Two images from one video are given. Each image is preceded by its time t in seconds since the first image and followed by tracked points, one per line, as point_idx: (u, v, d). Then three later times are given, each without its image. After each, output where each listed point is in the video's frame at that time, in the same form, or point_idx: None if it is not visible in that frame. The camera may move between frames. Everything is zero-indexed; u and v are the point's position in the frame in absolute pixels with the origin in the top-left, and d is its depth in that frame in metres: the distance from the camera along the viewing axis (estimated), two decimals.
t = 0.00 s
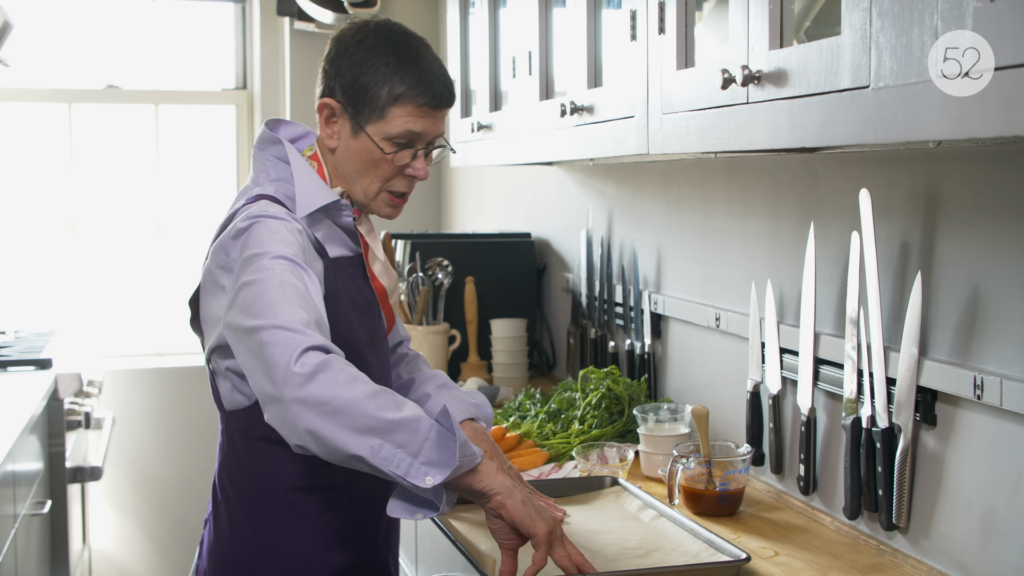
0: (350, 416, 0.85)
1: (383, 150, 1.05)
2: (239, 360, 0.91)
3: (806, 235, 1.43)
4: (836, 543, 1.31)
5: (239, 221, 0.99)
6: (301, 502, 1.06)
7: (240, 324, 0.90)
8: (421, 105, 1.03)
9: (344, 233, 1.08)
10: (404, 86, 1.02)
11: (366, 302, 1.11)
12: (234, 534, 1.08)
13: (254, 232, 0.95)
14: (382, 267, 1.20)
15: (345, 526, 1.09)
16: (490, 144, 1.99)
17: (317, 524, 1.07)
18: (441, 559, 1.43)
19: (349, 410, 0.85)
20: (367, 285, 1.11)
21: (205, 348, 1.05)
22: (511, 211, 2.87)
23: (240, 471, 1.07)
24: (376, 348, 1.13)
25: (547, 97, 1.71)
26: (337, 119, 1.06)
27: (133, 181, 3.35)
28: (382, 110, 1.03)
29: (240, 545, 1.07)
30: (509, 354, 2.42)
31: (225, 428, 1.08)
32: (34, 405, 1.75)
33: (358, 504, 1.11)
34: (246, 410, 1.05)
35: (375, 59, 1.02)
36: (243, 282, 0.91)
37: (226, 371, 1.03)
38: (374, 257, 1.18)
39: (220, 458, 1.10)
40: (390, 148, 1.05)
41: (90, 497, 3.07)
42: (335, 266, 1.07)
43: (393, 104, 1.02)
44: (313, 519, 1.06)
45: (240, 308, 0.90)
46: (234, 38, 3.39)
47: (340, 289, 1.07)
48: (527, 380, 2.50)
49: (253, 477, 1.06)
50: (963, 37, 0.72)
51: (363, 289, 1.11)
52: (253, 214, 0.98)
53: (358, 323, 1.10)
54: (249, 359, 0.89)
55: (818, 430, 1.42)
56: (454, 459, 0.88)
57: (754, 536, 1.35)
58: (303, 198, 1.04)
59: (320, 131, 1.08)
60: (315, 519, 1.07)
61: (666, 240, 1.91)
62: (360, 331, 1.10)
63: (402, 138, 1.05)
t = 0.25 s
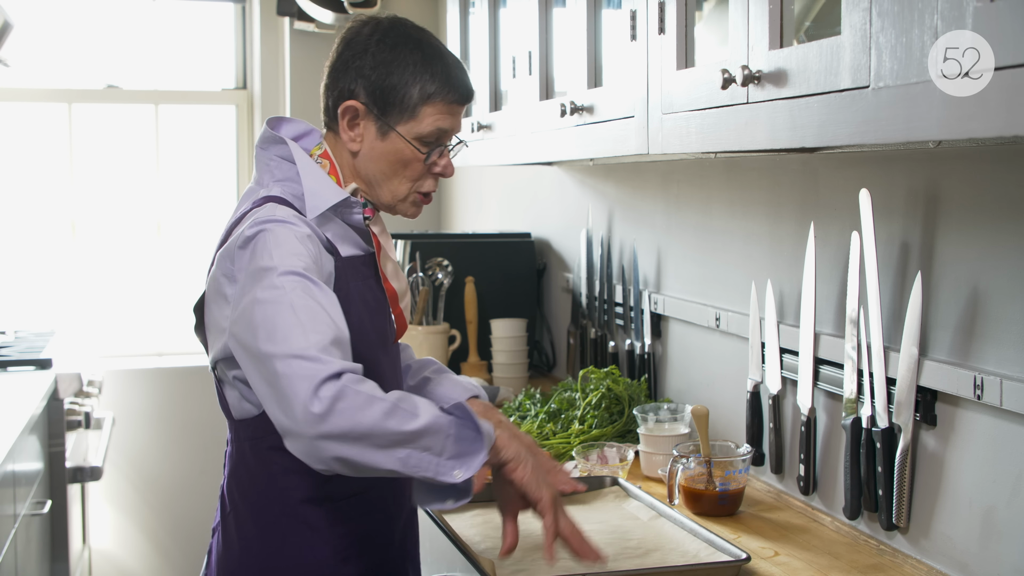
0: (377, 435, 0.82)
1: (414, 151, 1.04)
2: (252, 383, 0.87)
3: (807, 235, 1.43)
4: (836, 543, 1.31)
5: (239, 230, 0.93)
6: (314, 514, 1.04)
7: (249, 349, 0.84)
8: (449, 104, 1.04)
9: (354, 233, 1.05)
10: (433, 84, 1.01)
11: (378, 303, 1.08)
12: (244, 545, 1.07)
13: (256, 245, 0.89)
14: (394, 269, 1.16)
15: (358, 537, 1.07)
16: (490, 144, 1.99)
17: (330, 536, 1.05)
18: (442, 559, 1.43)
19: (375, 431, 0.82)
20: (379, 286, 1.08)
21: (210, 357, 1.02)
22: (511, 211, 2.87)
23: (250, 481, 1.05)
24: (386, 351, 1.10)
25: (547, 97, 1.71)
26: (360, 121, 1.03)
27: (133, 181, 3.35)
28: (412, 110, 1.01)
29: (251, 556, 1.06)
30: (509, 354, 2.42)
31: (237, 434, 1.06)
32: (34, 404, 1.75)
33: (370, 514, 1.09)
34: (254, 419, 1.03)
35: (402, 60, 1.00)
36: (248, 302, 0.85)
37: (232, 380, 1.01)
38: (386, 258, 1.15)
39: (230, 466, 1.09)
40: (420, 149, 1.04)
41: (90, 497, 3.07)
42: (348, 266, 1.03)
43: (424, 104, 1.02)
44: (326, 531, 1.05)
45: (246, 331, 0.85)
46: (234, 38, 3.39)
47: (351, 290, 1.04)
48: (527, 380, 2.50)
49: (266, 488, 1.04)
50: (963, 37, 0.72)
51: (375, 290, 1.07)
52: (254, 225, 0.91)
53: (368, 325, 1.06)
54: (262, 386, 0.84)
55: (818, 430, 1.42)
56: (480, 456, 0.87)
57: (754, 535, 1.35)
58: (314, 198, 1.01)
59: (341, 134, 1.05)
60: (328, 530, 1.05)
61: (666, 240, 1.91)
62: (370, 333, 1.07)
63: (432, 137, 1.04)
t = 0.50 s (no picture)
0: (467, 454, 0.90)
1: (433, 152, 1.04)
2: (319, 408, 0.89)
3: (807, 235, 1.43)
4: (836, 543, 1.31)
5: (270, 247, 0.90)
6: (307, 520, 1.03)
7: (333, 386, 0.86)
8: (468, 104, 1.04)
9: (361, 236, 1.04)
10: (453, 86, 1.01)
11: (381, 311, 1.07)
12: (237, 548, 1.07)
13: (305, 270, 0.88)
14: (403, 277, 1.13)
15: (352, 545, 1.06)
16: (490, 144, 1.99)
17: (323, 544, 1.04)
18: (442, 559, 1.43)
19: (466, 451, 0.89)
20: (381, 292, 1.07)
21: (213, 363, 1.01)
22: (511, 211, 2.87)
23: (245, 485, 1.05)
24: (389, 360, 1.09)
25: (547, 97, 1.71)
26: (379, 122, 1.02)
27: (133, 181, 3.35)
28: (433, 111, 1.01)
29: (244, 560, 1.05)
30: (509, 354, 2.42)
31: (236, 435, 1.06)
32: (34, 404, 1.75)
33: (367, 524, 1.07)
34: (252, 423, 1.03)
35: (422, 59, 1.00)
36: (317, 335, 0.86)
37: (234, 383, 1.01)
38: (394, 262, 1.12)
39: (226, 468, 1.09)
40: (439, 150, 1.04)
41: (90, 497, 3.07)
42: (354, 271, 1.03)
43: (444, 105, 1.02)
44: (319, 539, 1.04)
45: (323, 368, 0.86)
46: (234, 38, 3.39)
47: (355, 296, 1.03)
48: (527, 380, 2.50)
49: (259, 493, 1.04)
50: (963, 37, 0.72)
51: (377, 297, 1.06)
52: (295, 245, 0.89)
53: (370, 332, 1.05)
54: (346, 418, 0.87)
55: (818, 430, 1.42)
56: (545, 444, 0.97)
57: (754, 535, 1.35)
58: (322, 200, 1.00)
59: (358, 134, 1.04)
60: (321, 538, 1.04)
61: (666, 240, 1.91)
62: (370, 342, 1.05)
63: (451, 138, 1.04)
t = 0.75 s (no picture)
0: (481, 478, 0.88)
1: (456, 156, 1.04)
2: (333, 413, 0.88)
3: (807, 235, 1.43)
4: (836, 543, 1.31)
5: (302, 247, 0.90)
6: (324, 524, 1.05)
7: (348, 392, 0.86)
8: (493, 109, 1.04)
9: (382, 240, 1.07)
10: (478, 90, 1.02)
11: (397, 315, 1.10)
12: (247, 553, 1.05)
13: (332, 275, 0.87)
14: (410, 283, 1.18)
15: (364, 549, 1.08)
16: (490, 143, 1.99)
17: (338, 548, 1.05)
18: (442, 559, 1.43)
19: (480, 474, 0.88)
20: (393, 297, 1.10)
21: (231, 362, 1.00)
22: (511, 211, 2.87)
23: (259, 489, 1.04)
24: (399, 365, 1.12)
25: (547, 97, 1.71)
26: (403, 124, 1.03)
27: (133, 182, 3.35)
28: (458, 115, 1.01)
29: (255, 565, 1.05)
30: (509, 354, 2.42)
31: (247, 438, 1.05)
32: (35, 404, 1.75)
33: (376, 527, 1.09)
34: (269, 425, 1.02)
35: (448, 63, 1.00)
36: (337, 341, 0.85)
37: (255, 383, 1.01)
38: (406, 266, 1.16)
39: (233, 470, 1.07)
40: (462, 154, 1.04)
41: (90, 497, 3.07)
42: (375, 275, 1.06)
43: (469, 110, 1.02)
44: (333, 542, 1.05)
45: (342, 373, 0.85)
46: (234, 37, 3.38)
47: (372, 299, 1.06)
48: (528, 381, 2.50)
49: (279, 498, 1.04)
50: (963, 37, 0.72)
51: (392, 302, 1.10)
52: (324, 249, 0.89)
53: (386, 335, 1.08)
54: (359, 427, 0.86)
55: (818, 430, 1.42)
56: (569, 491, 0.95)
57: (754, 535, 1.35)
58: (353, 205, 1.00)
59: (381, 136, 1.04)
60: (336, 542, 1.05)
61: (666, 240, 1.91)
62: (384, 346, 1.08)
63: (474, 142, 1.04)
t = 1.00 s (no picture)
0: (478, 469, 0.88)
1: (463, 154, 1.03)
2: (328, 406, 0.88)
3: (807, 235, 1.43)
4: (836, 543, 1.31)
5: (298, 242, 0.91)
6: (322, 525, 1.04)
7: (341, 382, 0.86)
8: (501, 107, 1.03)
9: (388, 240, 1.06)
10: (485, 88, 1.01)
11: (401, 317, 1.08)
12: (246, 550, 1.06)
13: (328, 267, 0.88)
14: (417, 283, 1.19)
15: (364, 551, 1.07)
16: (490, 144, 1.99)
17: (336, 550, 1.05)
18: (442, 559, 1.43)
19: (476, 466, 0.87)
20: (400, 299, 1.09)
21: (233, 361, 1.01)
22: (511, 211, 2.87)
23: (257, 489, 1.05)
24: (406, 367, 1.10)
25: (547, 97, 1.71)
26: (410, 123, 1.03)
27: (133, 182, 3.35)
28: (464, 114, 1.01)
29: (255, 562, 1.06)
30: (509, 354, 2.42)
31: (247, 437, 1.06)
32: (35, 404, 1.75)
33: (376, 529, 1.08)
34: (269, 425, 1.03)
35: (456, 62, 1.00)
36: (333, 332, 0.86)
37: (255, 383, 1.01)
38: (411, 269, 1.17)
39: (235, 468, 1.08)
40: (469, 152, 1.03)
41: (90, 497, 3.07)
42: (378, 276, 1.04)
43: (476, 108, 1.01)
44: (331, 543, 1.05)
45: (337, 366, 0.86)
46: (234, 38, 3.38)
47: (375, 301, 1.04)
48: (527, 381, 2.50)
49: (275, 498, 1.04)
50: (963, 37, 0.72)
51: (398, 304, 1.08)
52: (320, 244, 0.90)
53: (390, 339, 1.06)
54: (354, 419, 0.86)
55: (818, 430, 1.42)
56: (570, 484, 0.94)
57: (754, 536, 1.35)
58: (356, 203, 1.01)
59: (388, 133, 1.04)
60: (334, 543, 1.05)
61: (666, 240, 1.91)
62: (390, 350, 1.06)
63: (481, 141, 1.03)
